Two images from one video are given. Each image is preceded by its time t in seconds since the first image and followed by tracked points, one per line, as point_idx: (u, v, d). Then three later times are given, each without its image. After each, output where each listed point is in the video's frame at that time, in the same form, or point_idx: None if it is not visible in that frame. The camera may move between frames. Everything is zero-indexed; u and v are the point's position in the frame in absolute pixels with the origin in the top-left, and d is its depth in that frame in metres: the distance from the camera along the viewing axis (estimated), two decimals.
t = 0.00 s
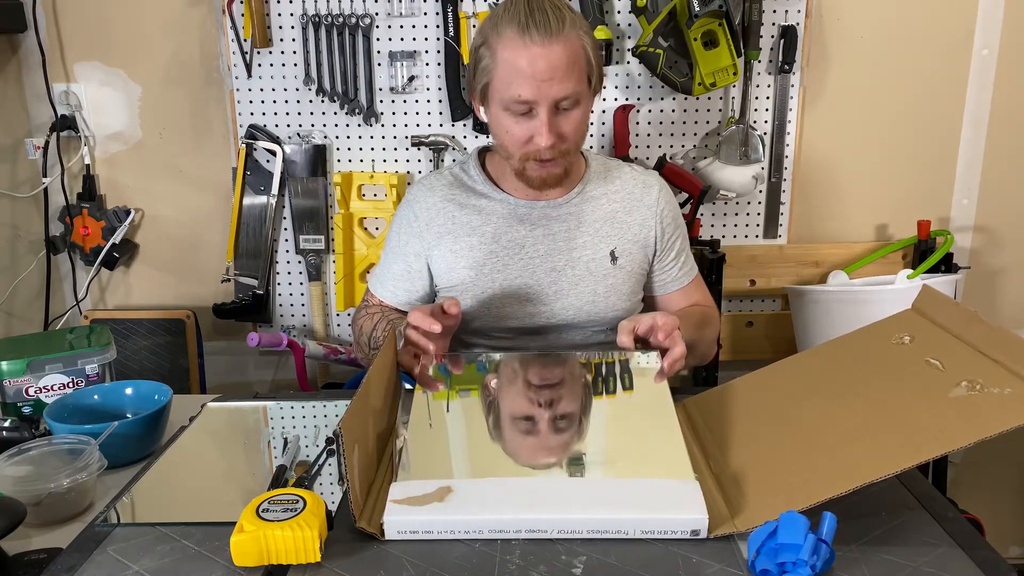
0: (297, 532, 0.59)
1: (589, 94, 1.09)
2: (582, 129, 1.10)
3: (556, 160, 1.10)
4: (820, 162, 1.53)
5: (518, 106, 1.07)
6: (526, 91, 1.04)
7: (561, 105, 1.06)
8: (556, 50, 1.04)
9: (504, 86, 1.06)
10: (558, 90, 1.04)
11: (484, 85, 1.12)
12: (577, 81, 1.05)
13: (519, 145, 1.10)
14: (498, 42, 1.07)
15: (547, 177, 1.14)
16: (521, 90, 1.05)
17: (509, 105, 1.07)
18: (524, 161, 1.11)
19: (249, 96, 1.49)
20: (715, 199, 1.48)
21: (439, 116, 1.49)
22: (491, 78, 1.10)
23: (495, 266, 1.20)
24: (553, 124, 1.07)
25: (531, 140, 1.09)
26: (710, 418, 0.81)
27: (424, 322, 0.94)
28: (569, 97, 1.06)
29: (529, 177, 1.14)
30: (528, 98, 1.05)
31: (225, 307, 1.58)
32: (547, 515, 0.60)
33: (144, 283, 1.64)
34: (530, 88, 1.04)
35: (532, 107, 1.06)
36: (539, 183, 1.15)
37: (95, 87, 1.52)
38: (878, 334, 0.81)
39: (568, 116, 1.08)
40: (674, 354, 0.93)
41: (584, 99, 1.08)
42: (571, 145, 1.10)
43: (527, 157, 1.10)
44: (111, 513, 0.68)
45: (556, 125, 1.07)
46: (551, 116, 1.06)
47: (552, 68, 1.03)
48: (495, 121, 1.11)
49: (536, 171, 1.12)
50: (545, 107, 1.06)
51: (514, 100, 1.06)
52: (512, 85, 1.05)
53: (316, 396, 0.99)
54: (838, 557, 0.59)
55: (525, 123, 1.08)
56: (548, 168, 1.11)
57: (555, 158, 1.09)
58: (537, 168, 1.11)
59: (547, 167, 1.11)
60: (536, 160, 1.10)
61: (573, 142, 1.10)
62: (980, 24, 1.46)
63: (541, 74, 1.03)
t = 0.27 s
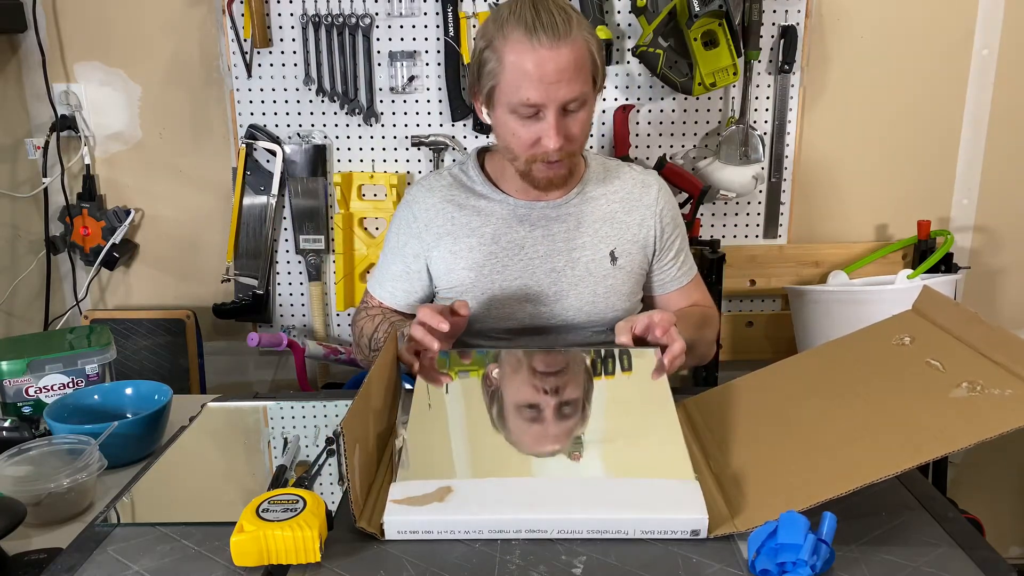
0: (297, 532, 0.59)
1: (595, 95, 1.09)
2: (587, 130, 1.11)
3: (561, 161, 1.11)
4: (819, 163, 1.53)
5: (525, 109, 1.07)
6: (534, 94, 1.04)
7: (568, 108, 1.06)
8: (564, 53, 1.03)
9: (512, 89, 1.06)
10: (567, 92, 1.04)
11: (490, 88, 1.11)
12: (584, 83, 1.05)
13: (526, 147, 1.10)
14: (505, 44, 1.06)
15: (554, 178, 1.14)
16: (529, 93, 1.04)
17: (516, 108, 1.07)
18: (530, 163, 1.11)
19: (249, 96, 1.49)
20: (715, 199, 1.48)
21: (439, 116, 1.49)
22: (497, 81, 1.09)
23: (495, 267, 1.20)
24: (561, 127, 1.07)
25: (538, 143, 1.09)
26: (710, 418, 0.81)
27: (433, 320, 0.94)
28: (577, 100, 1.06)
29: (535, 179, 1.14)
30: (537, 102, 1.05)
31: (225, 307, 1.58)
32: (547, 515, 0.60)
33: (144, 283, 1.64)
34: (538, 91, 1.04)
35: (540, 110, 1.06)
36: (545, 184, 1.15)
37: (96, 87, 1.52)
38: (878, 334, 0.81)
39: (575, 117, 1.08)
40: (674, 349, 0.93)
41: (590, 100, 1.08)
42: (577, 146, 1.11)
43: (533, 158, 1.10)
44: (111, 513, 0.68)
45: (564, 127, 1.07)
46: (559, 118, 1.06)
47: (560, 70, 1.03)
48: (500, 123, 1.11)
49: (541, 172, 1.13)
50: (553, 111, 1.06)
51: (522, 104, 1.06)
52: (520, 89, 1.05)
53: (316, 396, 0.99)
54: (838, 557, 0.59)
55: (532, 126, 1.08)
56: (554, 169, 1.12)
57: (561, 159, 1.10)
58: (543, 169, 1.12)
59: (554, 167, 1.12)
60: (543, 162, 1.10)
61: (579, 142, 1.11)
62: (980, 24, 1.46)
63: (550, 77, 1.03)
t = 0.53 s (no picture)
0: (297, 532, 0.59)
1: (593, 96, 1.09)
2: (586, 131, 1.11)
3: (558, 163, 1.11)
4: (819, 163, 1.53)
5: (522, 110, 1.07)
6: (531, 95, 1.04)
7: (565, 109, 1.07)
8: (561, 55, 1.03)
9: (509, 89, 1.06)
10: (564, 94, 1.04)
11: (488, 87, 1.11)
12: (582, 85, 1.05)
13: (523, 148, 1.10)
14: (502, 45, 1.06)
15: (550, 182, 1.15)
16: (527, 94, 1.05)
17: (514, 108, 1.07)
18: (526, 164, 1.12)
19: (249, 96, 1.49)
20: (715, 199, 1.48)
21: (439, 116, 1.49)
22: (494, 81, 1.09)
23: (495, 268, 1.20)
24: (558, 129, 1.07)
25: (535, 145, 1.09)
26: (710, 418, 0.81)
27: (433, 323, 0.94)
28: (574, 102, 1.06)
29: (531, 181, 1.15)
30: (533, 103, 1.05)
31: (225, 307, 1.58)
32: (547, 515, 0.60)
33: (144, 283, 1.64)
34: (536, 92, 1.04)
35: (537, 111, 1.06)
36: (542, 186, 1.16)
37: (96, 87, 1.52)
38: (878, 334, 0.81)
39: (572, 119, 1.08)
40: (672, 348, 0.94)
41: (587, 102, 1.08)
42: (575, 148, 1.11)
43: (530, 159, 1.11)
44: (111, 513, 0.68)
45: (561, 129, 1.07)
46: (556, 120, 1.06)
47: (557, 72, 1.03)
48: (498, 122, 1.11)
49: (538, 175, 1.13)
50: (550, 112, 1.06)
51: (519, 104, 1.06)
52: (517, 90, 1.05)
53: (316, 396, 0.99)
54: (838, 557, 0.59)
55: (529, 127, 1.08)
56: (550, 172, 1.13)
57: (558, 161, 1.10)
58: (540, 172, 1.13)
59: (550, 170, 1.13)
60: (539, 163, 1.11)
61: (576, 144, 1.11)
62: (980, 24, 1.46)
63: (547, 79, 1.03)
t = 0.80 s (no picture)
0: (297, 532, 0.59)
1: (590, 80, 1.10)
2: (582, 116, 1.10)
3: (554, 144, 1.11)
4: (819, 163, 1.53)
5: (517, 82, 1.07)
6: (528, 67, 1.05)
7: (561, 86, 1.07)
8: (560, 30, 1.05)
9: (506, 62, 1.07)
10: (560, 66, 1.05)
11: (486, 66, 1.12)
12: (580, 63, 1.06)
13: (518, 126, 1.10)
14: (502, 20, 1.08)
15: (545, 166, 1.14)
16: (523, 65, 1.05)
17: (510, 82, 1.07)
18: (521, 146, 1.11)
19: (249, 96, 1.49)
20: (715, 199, 1.48)
21: (439, 116, 1.49)
22: (492, 58, 1.10)
23: (494, 269, 1.20)
24: (553, 105, 1.07)
25: (529, 121, 1.09)
26: (710, 418, 0.81)
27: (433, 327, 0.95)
28: (570, 78, 1.07)
29: (526, 165, 1.14)
30: (529, 76, 1.06)
31: (225, 307, 1.58)
32: (548, 515, 0.60)
33: (144, 283, 1.64)
34: (532, 63, 1.05)
35: (534, 85, 1.07)
36: (537, 171, 1.15)
37: (96, 87, 1.52)
38: (878, 334, 0.81)
39: (569, 97, 1.08)
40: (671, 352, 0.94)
41: (585, 83, 1.09)
42: (571, 130, 1.10)
43: (525, 139, 1.11)
44: (111, 513, 0.68)
45: (556, 105, 1.07)
46: (551, 95, 1.07)
47: (555, 45, 1.04)
48: (493, 101, 1.12)
49: (534, 158, 1.12)
50: (545, 85, 1.06)
51: (513, 75, 1.06)
52: (514, 62, 1.06)
53: (316, 396, 0.99)
54: (838, 557, 0.59)
55: (525, 103, 1.08)
56: (546, 154, 1.12)
57: (553, 141, 1.10)
58: (536, 154, 1.12)
59: (545, 153, 1.12)
60: (534, 143, 1.11)
61: (572, 127, 1.10)
62: (980, 24, 1.46)
63: (545, 51, 1.04)
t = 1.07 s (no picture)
0: (297, 532, 0.59)
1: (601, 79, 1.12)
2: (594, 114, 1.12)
3: (570, 141, 1.11)
4: (819, 163, 1.53)
5: (536, 78, 1.08)
6: (549, 62, 1.06)
7: (579, 82, 1.08)
8: (579, 26, 1.07)
9: (525, 57, 1.07)
10: (580, 62, 1.07)
11: (499, 63, 1.12)
12: (596, 60, 1.09)
13: (536, 123, 1.10)
14: (520, 17, 1.09)
15: (560, 163, 1.14)
16: (545, 60, 1.06)
17: (529, 77, 1.08)
18: (537, 143, 1.11)
19: (249, 96, 1.49)
20: (715, 199, 1.48)
21: (439, 116, 1.49)
22: (507, 56, 1.10)
23: (492, 269, 1.20)
24: (572, 100, 1.08)
25: (548, 118, 1.09)
26: (710, 418, 0.81)
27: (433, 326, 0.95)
28: (587, 75, 1.08)
29: (540, 163, 1.14)
30: (550, 71, 1.07)
31: (225, 307, 1.58)
32: (547, 515, 0.60)
33: (144, 283, 1.64)
34: (553, 58, 1.06)
35: (553, 80, 1.07)
36: (550, 169, 1.15)
37: (96, 87, 1.52)
38: (878, 334, 0.81)
39: (585, 94, 1.09)
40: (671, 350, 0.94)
41: (598, 82, 1.11)
42: (586, 127, 1.11)
43: (542, 136, 1.11)
44: (111, 513, 0.68)
45: (574, 101, 1.08)
46: (570, 91, 1.08)
47: (575, 41, 1.06)
48: (507, 99, 1.11)
49: (548, 155, 1.13)
50: (565, 80, 1.07)
51: (534, 70, 1.07)
52: (535, 57, 1.06)
53: (316, 396, 0.99)
54: (838, 557, 0.59)
55: (543, 100, 1.09)
56: (561, 152, 1.12)
57: (570, 137, 1.11)
58: (550, 151, 1.12)
59: (561, 149, 1.12)
60: (551, 139, 1.11)
61: (587, 123, 1.12)
62: (980, 24, 1.46)
63: (565, 46, 1.06)
